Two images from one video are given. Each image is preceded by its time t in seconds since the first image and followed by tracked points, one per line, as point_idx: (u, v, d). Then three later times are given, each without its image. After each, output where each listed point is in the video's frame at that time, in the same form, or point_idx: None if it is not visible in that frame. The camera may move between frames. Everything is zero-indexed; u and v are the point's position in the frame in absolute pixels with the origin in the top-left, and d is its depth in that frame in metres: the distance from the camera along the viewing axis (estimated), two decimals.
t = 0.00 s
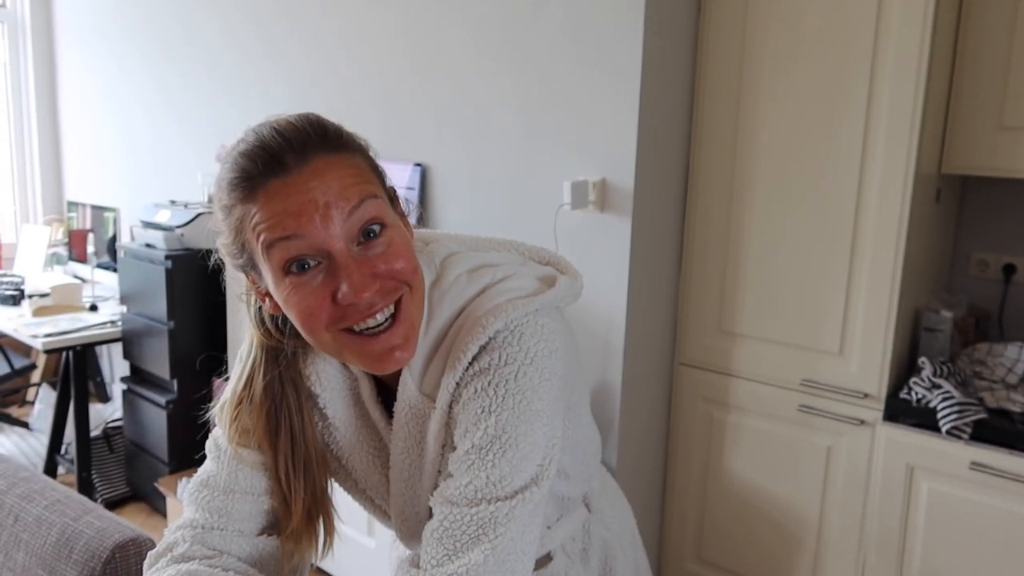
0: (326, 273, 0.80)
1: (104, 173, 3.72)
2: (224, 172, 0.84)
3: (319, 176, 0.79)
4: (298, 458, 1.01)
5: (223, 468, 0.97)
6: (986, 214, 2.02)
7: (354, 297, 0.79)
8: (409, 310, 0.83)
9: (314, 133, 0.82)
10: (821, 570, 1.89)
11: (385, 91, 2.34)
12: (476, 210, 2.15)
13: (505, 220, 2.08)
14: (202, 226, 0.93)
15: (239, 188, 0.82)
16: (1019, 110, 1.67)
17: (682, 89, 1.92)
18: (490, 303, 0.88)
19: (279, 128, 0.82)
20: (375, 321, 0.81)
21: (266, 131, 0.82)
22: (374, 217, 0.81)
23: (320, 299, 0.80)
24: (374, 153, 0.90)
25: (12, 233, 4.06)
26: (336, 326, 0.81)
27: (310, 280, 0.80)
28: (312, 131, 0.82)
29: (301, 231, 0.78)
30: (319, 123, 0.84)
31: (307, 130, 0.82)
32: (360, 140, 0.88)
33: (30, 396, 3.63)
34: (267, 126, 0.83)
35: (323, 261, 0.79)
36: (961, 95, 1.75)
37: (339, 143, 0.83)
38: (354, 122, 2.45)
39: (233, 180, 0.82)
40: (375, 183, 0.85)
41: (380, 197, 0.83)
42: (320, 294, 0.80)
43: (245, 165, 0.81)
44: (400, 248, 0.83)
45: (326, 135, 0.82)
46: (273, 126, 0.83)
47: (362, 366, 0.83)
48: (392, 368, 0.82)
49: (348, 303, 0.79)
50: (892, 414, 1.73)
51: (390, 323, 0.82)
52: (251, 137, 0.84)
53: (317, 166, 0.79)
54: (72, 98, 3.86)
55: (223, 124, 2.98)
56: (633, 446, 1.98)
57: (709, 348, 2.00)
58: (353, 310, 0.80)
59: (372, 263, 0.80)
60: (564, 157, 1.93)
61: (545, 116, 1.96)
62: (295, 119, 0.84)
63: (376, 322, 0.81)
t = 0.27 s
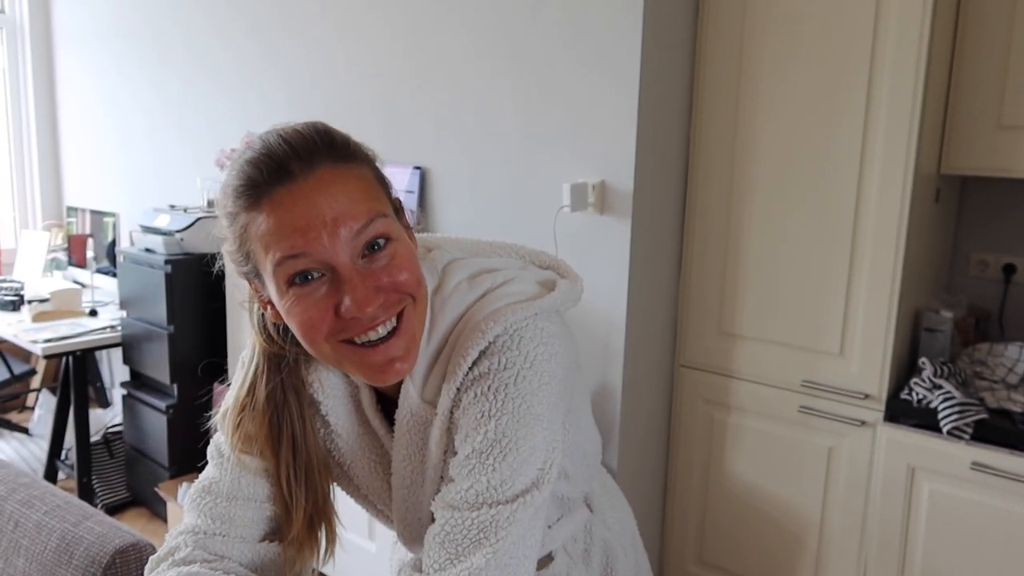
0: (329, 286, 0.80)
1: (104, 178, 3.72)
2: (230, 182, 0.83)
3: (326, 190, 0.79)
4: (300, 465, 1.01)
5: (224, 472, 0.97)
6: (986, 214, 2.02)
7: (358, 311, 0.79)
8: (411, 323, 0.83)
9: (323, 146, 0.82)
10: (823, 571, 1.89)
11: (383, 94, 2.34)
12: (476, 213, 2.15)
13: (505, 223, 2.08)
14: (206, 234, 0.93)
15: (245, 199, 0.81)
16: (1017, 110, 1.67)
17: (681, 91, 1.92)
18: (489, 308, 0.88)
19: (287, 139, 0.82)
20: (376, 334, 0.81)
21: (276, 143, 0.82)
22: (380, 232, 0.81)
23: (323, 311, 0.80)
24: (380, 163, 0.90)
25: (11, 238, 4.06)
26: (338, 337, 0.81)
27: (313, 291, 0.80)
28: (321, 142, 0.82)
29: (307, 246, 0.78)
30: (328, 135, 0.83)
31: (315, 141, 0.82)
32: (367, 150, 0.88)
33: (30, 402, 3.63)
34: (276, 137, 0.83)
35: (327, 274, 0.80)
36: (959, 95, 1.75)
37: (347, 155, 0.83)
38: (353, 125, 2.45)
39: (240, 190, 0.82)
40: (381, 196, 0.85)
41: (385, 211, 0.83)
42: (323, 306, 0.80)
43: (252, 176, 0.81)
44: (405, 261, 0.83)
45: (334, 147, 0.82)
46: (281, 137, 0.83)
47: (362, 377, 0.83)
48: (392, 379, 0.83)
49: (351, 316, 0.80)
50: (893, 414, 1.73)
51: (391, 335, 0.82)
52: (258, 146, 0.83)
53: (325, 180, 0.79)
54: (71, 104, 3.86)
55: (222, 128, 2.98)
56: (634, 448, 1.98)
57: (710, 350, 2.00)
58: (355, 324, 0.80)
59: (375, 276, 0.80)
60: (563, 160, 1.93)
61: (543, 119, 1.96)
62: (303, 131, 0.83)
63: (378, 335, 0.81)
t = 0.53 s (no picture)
0: (332, 315, 0.80)
1: (103, 181, 3.72)
2: (237, 201, 0.83)
3: (336, 222, 0.78)
4: (296, 468, 1.01)
5: (223, 475, 0.97)
6: (983, 217, 2.03)
7: (361, 342, 0.80)
8: (411, 351, 0.84)
9: (333, 174, 0.81)
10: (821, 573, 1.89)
11: (382, 98, 2.35)
12: (475, 216, 2.15)
13: (503, 226, 2.09)
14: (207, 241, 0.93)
15: (251, 222, 0.81)
16: (1013, 113, 1.68)
17: (679, 94, 1.93)
18: (484, 312, 0.89)
19: (297, 162, 0.81)
20: (377, 361, 0.82)
21: (285, 167, 0.81)
22: (386, 264, 0.81)
23: (325, 340, 0.81)
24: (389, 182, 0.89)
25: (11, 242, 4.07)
26: (337, 363, 0.82)
27: (316, 320, 0.80)
28: (331, 168, 0.81)
29: (313, 279, 0.78)
30: (338, 160, 0.82)
31: (326, 167, 0.81)
32: (376, 170, 0.87)
33: (29, 405, 3.63)
34: (286, 160, 0.82)
35: (331, 304, 0.80)
36: (956, 98, 1.76)
37: (358, 183, 0.82)
38: (352, 128, 2.46)
39: (246, 212, 0.81)
40: (389, 223, 0.84)
41: (392, 240, 0.83)
42: (325, 334, 0.81)
43: (260, 200, 0.80)
44: (410, 292, 0.83)
45: (345, 174, 0.81)
46: (290, 160, 0.82)
47: (360, 400, 0.84)
48: (390, 403, 0.85)
49: (353, 347, 0.80)
50: (891, 417, 1.73)
51: (391, 363, 0.83)
52: (267, 166, 0.82)
53: (335, 211, 0.79)
54: (70, 107, 3.87)
55: (221, 131, 2.98)
56: (633, 450, 1.98)
57: (708, 352, 2.00)
58: (356, 352, 0.81)
59: (379, 307, 0.81)
60: (561, 163, 1.94)
61: (542, 122, 1.97)
62: (313, 154, 0.82)
63: (379, 364, 0.82)
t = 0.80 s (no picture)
0: (321, 327, 0.81)
1: (101, 182, 3.72)
2: (230, 208, 0.82)
3: (327, 237, 0.78)
4: (288, 468, 1.01)
5: (215, 474, 0.97)
6: (977, 229, 2.04)
7: (349, 356, 0.81)
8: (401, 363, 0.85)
9: (326, 186, 0.80)
10: None
11: (381, 103, 2.36)
12: (472, 222, 2.16)
13: (500, 232, 2.09)
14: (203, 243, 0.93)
15: (243, 231, 0.81)
16: (1007, 126, 1.69)
17: (676, 103, 1.94)
18: (479, 315, 0.89)
19: (291, 173, 0.80)
20: (366, 373, 0.83)
21: (279, 177, 0.80)
22: (377, 278, 0.81)
23: (314, 352, 0.81)
24: (384, 189, 0.89)
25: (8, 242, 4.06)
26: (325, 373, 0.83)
27: (305, 332, 0.81)
28: (324, 180, 0.80)
29: (302, 293, 0.78)
30: (332, 170, 0.82)
31: (319, 179, 0.80)
32: (371, 179, 0.86)
33: (23, 406, 3.62)
34: (280, 170, 0.81)
35: (321, 316, 0.80)
36: (951, 112, 1.77)
37: (351, 195, 0.81)
38: (351, 133, 2.46)
39: (238, 220, 0.81)
40: (382, 234, 0.84)
41: (385, 253, 0.83)
42: (314, 346, 0.81)
43: (251, 210, 0.80)
44: (400, 305, 0.83)
45: (338, 186, 0.81)
46: (284, 170, 0.81)
47: (349, 407, 0.85)
48: (378, 411, 0.86)
49: (342, 360, 0.81)
50: (884, 427, 1.74)
51: (380, 374, 0.84)
52: (261, 176, 0.82)
53: (326, 226, 0.78)
54: (70, 108, 3.87)
55: (220, 134, 2.98)
56: (626, 458, 1.98)
57: (703, 360, 2.01)
58: (345, 365, 0.82)
59: (369, 320, 0.81)
60: (558, 170, 1.95)
61: (540, 129, 1.97)
62: (307, 165, 0.82)
63: (367, 375, 0.83)
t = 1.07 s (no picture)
0: (285, 375, 0.79)
1: (95, 190, 3.71)
2: (202, 243, 0.80)
3: (285, 297, 0.74)
4: (287, 480, 1.00)
5: (212, 482, 0.97)
6: (971, 234, 2.05)
7: (310, 410, 0.79)
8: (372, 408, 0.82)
9: (290, 235, 0.76)
10: None
11: (376, 109, 2.36)
12: (468, 228, 2.16)
13: (496, 238, 2.10)
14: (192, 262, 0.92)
15: (210, 272, 0.78)
16: (999, 131, 1.70)
17: (671, 109, 1.95)
18: (477, 323, 0.90)
19: (253, 221, 0.76)
20: (333, 418, 0.82)
21: (244, 221, 0.77)
22: (341, 335, 0.77)
23: (283, 397, 0.80)
24: (367, 223, 0.83)
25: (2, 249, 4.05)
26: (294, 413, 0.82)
27: (274, 377, 0.80)
28: (287, 229, 0.76)
29: (261, 347, 0.76)
30: (299, 215, 0.77)
31: (281, 227, 0.76)
32: (348, 217, 0.81)
33: (17, 414, 3.60)
34: (246, 211, 0.77)
35: (283, 366, 0.78)
36: (944, 117, 1.78)
37: (318, 244, 0.77)
38: (346, 140, 2.46)
39: (207, 260, 0.79)
40: (355, 282, 0.79)
41: (353, 306, 0.78)
42: (279, 390, 0.80)
43: (216, 255, 0.77)
44: (367, 357, 0.80)
45: (303, 236, 0.76)
46: (251, 212, 0.77)
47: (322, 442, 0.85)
48: (349, 448, 0.85)
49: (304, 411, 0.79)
50: (880, 431, 1.74)
51: (352, 419, 0.82)
52: (227, 219, 0.78)
53: (284, 284, 0.75)
54: (64, 116, 3.87)
55: (215, 141, 2.98)
56: (623, 464, 1.98)
57: (699, 365, 2.01)
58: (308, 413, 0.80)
59: (335, 373, 0.78)
60: (554, 176, 1.95)
61: (535, 135, 1.98)
62: (274, 209, 0.77)
63: (333, 421, 0.81)
